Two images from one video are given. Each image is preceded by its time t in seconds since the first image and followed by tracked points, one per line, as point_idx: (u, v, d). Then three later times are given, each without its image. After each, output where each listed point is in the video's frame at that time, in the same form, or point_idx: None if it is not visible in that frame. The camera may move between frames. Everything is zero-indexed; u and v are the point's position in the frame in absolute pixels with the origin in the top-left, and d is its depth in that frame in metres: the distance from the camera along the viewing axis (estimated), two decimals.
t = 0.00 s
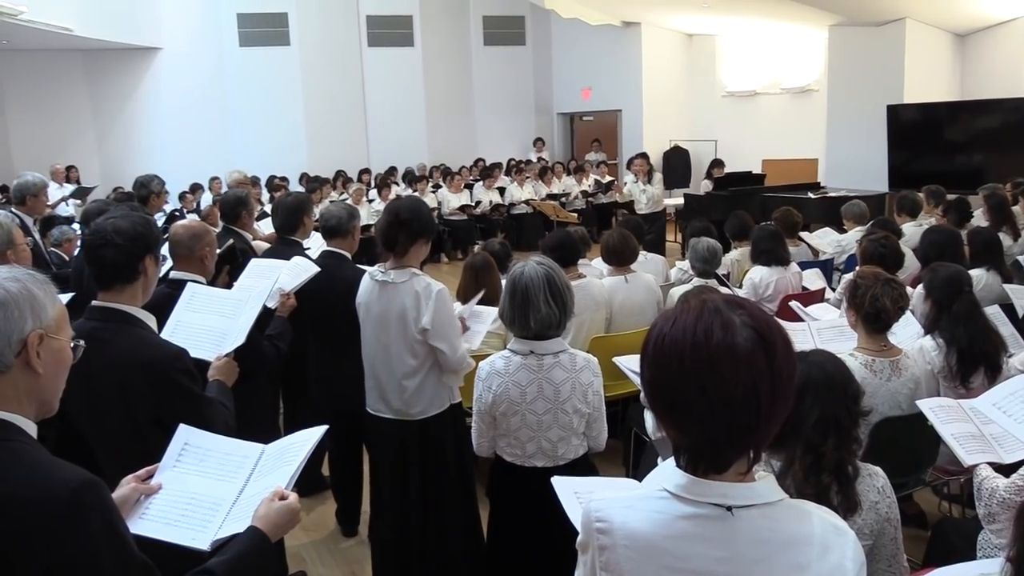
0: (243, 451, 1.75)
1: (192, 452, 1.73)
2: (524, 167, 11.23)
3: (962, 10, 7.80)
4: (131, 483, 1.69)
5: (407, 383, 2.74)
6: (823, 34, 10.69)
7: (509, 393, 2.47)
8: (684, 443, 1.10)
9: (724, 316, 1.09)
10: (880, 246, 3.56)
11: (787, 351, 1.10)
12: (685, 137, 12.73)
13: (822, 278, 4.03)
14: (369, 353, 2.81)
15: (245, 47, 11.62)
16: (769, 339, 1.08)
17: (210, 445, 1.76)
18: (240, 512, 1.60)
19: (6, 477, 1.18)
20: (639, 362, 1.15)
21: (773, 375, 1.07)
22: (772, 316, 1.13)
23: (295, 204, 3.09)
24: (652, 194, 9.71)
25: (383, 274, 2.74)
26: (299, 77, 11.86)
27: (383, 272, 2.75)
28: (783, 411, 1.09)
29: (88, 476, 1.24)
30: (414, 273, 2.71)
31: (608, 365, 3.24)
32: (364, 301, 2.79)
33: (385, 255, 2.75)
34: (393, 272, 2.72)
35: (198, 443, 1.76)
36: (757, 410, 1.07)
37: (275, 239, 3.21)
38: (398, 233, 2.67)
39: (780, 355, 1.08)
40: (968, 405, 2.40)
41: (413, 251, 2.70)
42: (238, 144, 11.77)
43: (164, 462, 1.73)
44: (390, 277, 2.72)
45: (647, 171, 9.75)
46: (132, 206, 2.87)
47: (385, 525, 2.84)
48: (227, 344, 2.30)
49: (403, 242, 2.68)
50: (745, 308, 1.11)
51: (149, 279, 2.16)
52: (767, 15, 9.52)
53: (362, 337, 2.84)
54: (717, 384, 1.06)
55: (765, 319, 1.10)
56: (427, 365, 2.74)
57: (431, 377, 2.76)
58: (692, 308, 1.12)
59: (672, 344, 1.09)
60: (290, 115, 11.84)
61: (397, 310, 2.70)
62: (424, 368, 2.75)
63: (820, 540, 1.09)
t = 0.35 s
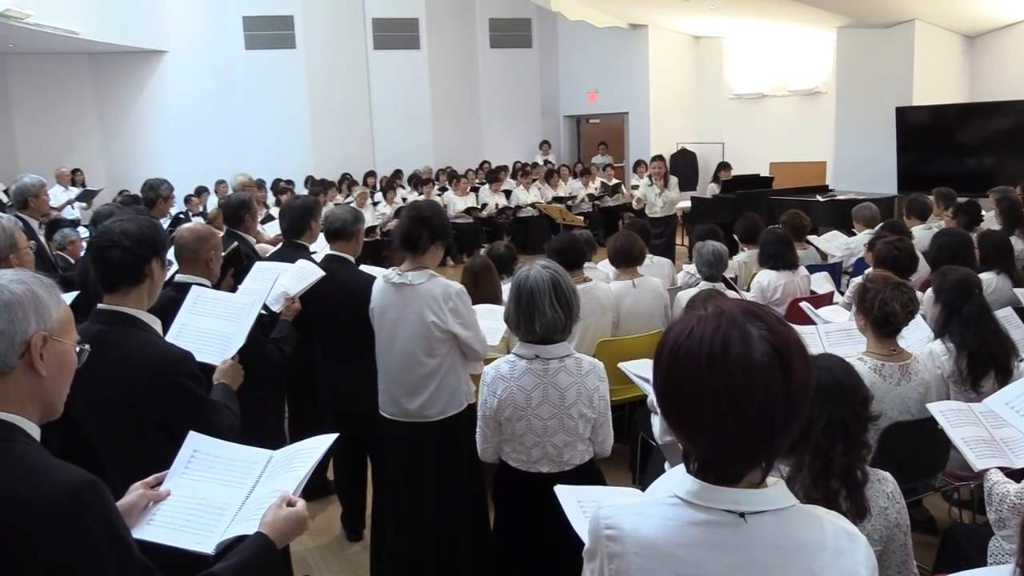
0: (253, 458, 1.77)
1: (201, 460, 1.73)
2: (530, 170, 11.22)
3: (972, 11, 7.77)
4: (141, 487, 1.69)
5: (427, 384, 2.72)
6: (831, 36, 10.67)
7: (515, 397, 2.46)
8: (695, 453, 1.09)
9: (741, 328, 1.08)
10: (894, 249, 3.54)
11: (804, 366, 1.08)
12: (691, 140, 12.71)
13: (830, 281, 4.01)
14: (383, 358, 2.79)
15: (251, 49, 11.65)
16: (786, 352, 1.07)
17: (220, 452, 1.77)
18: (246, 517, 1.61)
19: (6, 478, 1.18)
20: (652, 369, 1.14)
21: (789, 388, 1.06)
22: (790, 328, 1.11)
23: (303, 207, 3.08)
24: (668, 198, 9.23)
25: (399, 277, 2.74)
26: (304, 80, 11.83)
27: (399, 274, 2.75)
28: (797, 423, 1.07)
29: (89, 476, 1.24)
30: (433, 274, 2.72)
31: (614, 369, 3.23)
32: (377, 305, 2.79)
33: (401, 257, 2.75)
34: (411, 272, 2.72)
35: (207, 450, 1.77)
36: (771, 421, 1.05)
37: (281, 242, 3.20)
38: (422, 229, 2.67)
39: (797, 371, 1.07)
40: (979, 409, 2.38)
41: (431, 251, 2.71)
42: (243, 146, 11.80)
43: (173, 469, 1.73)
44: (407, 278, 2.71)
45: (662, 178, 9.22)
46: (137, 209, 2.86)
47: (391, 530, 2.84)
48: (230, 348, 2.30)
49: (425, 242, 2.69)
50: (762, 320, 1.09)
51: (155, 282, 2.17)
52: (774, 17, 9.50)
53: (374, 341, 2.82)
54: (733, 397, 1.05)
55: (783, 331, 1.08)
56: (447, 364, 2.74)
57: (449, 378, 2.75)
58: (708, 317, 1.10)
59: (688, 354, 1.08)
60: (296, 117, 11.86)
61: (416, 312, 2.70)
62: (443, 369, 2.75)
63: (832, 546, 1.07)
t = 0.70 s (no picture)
0: (255, 463, 1.76)
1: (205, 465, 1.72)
2: (533, 173, 11.20)
3: (977, 11, 7.73)
4: (144, 494, 1.69)
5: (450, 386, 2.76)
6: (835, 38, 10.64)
7: (516, 402, 2.45)
8: (705, 458, 1.07)
9: (755, 334, 1.06)
10: (902, 250, 3.52)
11: (818, 374, 1.06)
12: (695, 142, 12.70)
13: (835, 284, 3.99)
14: (399, 363, 2.80)
15: (252, 52, 11.63)
16: (800, 360, 1.05)
17: (222, 457, 1.76)
18: (246, 526, 1.59)
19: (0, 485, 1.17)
20: (662, 373, 1.12)
21: (802, 396, 1.04)
22: (805, 336, 1.10)
23: (308, 212, 3.07)
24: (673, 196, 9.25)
25: (416, 281, 2.76)
26: (306, 83, 11.81)
27: (415, 279, 2.77)
28: (809, 432, 1.06)
29: (85, 484, 1.22)
30: (449, 277, 2.76)
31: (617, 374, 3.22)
32: (388, 310, 2.81)
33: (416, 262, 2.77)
34: (428, 277, 2.75)
35: (212, 456, 1.76)
36: (783, 429, 1.04)
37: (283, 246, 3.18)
38: (437, 233, 2.69)
39: (811, 379, 1.05)
40: (985, 412, 2.35)
41: (445, 254, 2.75)
42: (244, 151, 11.79)
43: (177, 475, 1.72)
44: (425, 282, 2.74)
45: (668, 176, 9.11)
46: (137, 214, 2.84)
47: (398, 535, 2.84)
48: (230, 355, 2.30)
49: (441, 245, 2.71)
50: (777, 327, 1.08)
51: (156, 288, 2.16)
52: (778, 18, 9.46)
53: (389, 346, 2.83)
54: (745, 403, 1.03)
55: (798, 339, 1.07)
56: (467, 366, 2.79)
57: (468, 380, 2.79)
58: (721, 323, 1.09)
59: (700, 358, 1.06)
60: (298, 121, 11.84)
61: (435, 314, 2.74)
62: (462, 371, 2.79)
63: (843, 555, 1.06)
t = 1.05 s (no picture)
0: (253, 475, 1.77)
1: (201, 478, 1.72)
2: (533, 177, 11.17)
3: (982, 12, 7.70)
4: (140, 507, 1.69)
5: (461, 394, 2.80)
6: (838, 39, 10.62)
7: (515, 408, 2.44)
8: (717, 461, 1.08)
9: (765, 337, 1.07)
10: (899, 254, 3.50)
11: (825, 377, 1.08)
12: (698, 145, 12.66)
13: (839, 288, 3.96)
14: (409, 369, 2.82)
15: (250, 57, 11.66)
16: (809, 363, 1.06)
17: (218, 470, 1.77)
18: (241, 536, 1.60)
19: None
20: (671, 376, 1.14)
21: (810, 397, 1.05)
22: (812, 338, 1.11)
23: (306, 215, 3.04)
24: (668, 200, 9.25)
25: (423, 289, 2.77)
26: (306, 85, 11.82)
27: (423, 286, 2.77)
28: (817, 436, 1.07)
29: (80, 490, 1.21)
30: (457, 283, 2.77)
31: (618, 379, 3.20)
32: (395, 315, 2.82)
33: (422, 269, 2.77)
34: (435, 284, 2.75)
35: (207, 468, 1.77)
36: (792, 432, 1.05)
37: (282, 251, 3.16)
38: (438, 244, 2.67)
39: (819, 381, 1.06)
40: (991, 424, 2.34)
41: (450, 262, 2.74)
42: (243, 157, 11.80)
43: (173, 488, 1.72)
44: (433, 290, 2.75)
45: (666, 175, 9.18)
46: (134, 218, 2.82)
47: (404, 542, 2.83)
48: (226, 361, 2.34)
49: (444, 254, 2.70)
50: (785, 329, 1.09)
51: (154, 294, 2.13)
52: (781, 20, 9.44)
53: (397, 356, 2.85)
54: (755, 405, 1.04)
55: (807, 343, 1.08)
56: (478, 372, 2.82)
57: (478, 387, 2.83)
58: (731, 327, 1.10)
59: (709, 360, 1.07)
60: (295, 125, 11.85)
61: (446, 321, 2.76)
62: (474, 377, 2.82)
63: (852, 561, 1.06)
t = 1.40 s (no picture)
0: (242, 480, 1.72)
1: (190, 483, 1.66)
2: (534, 180, 11.11)
3: (992, 11, 7.65)
4: (127, 513, 1.63)
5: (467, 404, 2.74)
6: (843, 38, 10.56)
7: (516, 415, 2.40)
8: (725, 472, 1.05)
9: (775, 344, 1.03)
10: (892, 261, 3.44)
11: (837, 384, 1.04)
12: (702, 148, 12.62)
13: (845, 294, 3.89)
14: (414, 378, 2.76)
15: (244, 56, 11.64)
16: (820, 373, 1.02)
17: (208, 475, 1.71)
18: (233, 544, 1.55)
19: None
20: (681, 381, 1.09)
21: (821, 409, 1.02)
22: (824, 344, 1.07)
23: (297, 220, 2.97)
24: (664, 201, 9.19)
25: (428, 295, 2.73)
26: (303, 86, 11.82)
27: (427, 292, 2.73)
28: (829, 447, 1.03)
29: (74, 497, 1.16)
30: (463, 289, 2.74)
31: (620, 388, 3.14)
32: (398, 321, 2.75)
33: (426, 275, 2.73)
34: (440, 291, 2.72)
35: (196, 473, 1.71)
36: (804, 442, 1.01)
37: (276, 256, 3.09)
38: (440, 254, 2.63)
39: (831, 389, 1.02)
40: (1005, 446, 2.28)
41: (455, 270, 2.69)
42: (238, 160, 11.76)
43: (160, 494, 1.66)
44: (438, 296, 2.71)
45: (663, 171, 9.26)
46: (126, 221, 2.75)
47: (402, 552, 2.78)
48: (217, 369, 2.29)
49: (447, 264, 2.66)
50: (797, 335, 1.05)
51: (145, 300, 2.11)
52: (786, 19, 9.39)
53: (393, 368, 2.79)
54: (766, 415, 1.00)
55: (820, 349, 1.04)
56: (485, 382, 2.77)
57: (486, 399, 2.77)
58: (741, 333, 1.06)
59: (720, 369, 1.03)
60: (292, 127, 11.82)
61: (454, 328, 2.71)
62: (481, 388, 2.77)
63: (867, 568, 1.02)
